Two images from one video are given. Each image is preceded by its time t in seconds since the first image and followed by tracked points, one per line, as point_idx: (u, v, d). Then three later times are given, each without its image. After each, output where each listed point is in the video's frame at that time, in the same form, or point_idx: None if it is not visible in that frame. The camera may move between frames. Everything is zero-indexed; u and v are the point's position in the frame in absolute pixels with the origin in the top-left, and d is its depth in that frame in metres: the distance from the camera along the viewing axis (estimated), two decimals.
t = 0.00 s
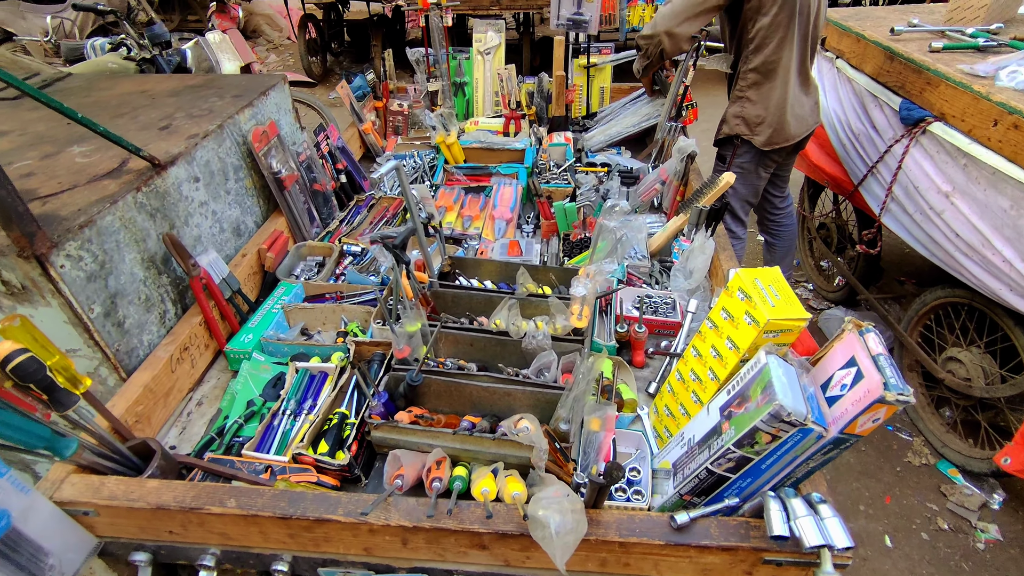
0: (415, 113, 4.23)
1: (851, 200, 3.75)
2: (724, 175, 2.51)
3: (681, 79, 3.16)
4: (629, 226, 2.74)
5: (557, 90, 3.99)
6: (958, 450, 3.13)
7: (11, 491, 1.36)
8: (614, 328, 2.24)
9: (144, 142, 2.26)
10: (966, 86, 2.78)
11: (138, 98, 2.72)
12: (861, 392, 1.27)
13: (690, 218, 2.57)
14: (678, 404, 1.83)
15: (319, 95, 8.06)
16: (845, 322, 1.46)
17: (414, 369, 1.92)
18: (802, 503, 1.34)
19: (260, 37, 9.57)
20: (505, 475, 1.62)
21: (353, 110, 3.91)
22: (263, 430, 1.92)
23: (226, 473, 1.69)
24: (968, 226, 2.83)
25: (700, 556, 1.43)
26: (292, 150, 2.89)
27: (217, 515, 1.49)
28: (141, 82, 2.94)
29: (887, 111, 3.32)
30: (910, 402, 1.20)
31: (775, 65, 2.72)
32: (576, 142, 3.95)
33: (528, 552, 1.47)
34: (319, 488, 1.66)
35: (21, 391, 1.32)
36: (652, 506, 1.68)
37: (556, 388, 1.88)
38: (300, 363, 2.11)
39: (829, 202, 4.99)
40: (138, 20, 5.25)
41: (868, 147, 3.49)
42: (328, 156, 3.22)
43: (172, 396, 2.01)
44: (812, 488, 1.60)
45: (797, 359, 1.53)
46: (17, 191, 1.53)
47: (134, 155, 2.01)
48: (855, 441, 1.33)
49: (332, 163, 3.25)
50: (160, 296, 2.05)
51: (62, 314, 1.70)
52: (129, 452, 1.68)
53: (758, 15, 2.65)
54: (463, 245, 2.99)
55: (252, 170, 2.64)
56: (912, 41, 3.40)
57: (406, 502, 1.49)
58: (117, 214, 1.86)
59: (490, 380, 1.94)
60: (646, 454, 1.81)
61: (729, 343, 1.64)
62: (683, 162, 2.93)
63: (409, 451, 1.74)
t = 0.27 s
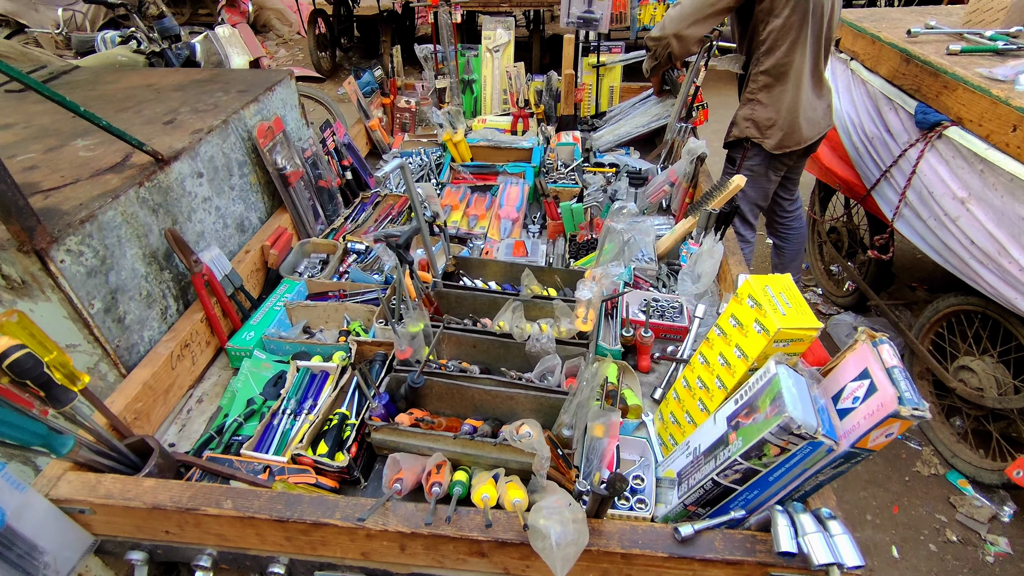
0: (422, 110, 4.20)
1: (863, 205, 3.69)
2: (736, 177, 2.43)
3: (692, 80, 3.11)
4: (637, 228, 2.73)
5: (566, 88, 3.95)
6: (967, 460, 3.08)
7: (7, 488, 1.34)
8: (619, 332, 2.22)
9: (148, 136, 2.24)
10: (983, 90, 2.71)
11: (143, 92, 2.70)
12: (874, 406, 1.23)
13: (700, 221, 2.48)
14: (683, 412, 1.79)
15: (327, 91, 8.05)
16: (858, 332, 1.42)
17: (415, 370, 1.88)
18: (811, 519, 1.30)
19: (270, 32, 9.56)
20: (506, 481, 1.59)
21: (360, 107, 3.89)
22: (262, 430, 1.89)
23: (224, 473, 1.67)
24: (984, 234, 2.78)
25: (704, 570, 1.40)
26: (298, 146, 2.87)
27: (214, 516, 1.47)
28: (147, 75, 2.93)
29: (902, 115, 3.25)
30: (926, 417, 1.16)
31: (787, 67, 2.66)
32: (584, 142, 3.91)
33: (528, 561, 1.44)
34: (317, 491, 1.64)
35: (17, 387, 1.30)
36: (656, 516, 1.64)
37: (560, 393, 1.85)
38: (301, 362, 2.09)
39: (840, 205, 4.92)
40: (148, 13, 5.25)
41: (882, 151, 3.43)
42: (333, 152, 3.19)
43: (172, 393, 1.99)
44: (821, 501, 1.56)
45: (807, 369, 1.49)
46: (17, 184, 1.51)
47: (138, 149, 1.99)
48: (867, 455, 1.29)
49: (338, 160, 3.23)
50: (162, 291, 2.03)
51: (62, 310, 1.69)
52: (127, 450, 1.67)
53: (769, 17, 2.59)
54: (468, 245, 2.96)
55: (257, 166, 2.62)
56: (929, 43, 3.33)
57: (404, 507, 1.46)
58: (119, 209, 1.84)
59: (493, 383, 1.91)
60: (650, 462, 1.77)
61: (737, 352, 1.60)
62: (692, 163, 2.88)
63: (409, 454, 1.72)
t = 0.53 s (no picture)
0: (428, 108, 4.18)
1: (871, 208, 3.65)
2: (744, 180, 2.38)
3: (699, 79, 3.07)
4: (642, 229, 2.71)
5: (572, 87, 3.92)
6: (974, 467, 3.05)
7: (4, 484, 1.34)
8: (624, 334, 2.18)
9: (151, 131, 2.23)
10: (996, 93, 2.67)
11: (147, 87, 2.69)
12: (883, 414, 1.20)
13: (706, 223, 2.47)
14: (687, 416, 1.77)
15: (333, 88, 8.03)
16: (867, 338, 1.39)
17: (417, 370, 1.87)
18: (817, 528, 1.27)
19: (277, 29, 9.56)
20: (507, 484, 1.57)
21: (365, 104, 3.87)
22: (262, 428, 1.88)
23: (222, 471, 1.66)
24: (994, 239, 2.74)
25: None
26: (302, 143, 2.85)
27: (211, 516, 1.46)
28: (151, 70, 2.92)
29: (912, 118, 3.21)
30: (936, 427, 1.13)
31: (795, 69, 2.63)
32: (590, 142, 3.88)
33: (528, 566, 1.42)
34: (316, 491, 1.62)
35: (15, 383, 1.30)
36: (658, 521, 1.62)
37: (563, 395, 1.83)
38: (302, 361, 2.08)
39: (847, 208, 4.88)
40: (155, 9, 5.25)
41: (891, 154, 3.39)
42: (338, 150, 3.18)
43: (173, 390, 1.99)
44: (827, 509, 1.53)
45: (813, 375, 1.46)
46: (17, 178, 1.50)
47: (140, 145, 1.98)
48: (875, 464, 1.26)
49: (342, 157, 3.22)
50: (163, 288, 2.02)
51: (63, 305, 1.68)
52: (126, 447, 1.66)
53: (778, 18, 2.56)
54: (472, 244, 2.94)
55: (261, 162, 2.61)
56: (941, 44, 3.29)
57: (404, 509, 1.44)
58: (121, 204, 1.83)
59: (494, 384, 1.89)
60: (653, 467, 1.76)
61: (743, 356, 1.58)
62: (699, 164, 2.86)
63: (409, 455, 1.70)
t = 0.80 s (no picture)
0: (432, 110, 4.21)
1: (873, 211, 3.67)
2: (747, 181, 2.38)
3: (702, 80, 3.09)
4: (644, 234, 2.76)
5: (576, 90, 3.94)
6: (974, 470, 3.06)
7: (17, 478, 1.35)
8: (627, 334, 2.20)
9: (160, 132, 2.26)
10: (998, 98, 2.68)
11: (156, 88, 2.72)
12: (884, 413, 1.22)
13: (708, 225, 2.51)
14: (690, 415, 1.79)
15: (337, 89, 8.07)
16: (868, 339, 1.41)
17: (422, 369, 1.89)
18: (818, 525, 1.29)
19: (282, 30, 9.61)
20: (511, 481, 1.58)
21: (370, 105, 3.90)
22: (269, 425, 1.90)
23: (230, 467, 1.69)
24: (995, 242, 2.76)
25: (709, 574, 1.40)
26: (308, 144, 2.88)
27: (220, 510, 1.48)
28: (160, 71, 2.95)
29: (914, 121, 3.23)
30: (936, 426, 1.15)
31: (797, 72, 2.65)
32: (593, 144, 3.90)
33: (532, 561, 1.44)
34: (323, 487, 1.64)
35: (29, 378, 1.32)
36: (661, 519, 1.64)
37: (566, 394, 1.84)
38: (308, 359, 2.09)
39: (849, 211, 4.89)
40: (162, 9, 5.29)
41: (893, 157, 3.40)
42: (343, 151, 3.21)
43: (181, 387, 2.01)
44: (828, 507, 1.55)
45: (815, 375, 1.48)
46: (31, 178, 1.52)
47: (150, 145, 2.01)
48: (876, 462, 1.28)
49: (347, 158, 3.24)
50: (172, 286, 2.05)
51: (74, 302, 1.71)
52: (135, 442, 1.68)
53: (780, 21, 2.59)
54: (476, 245, 2.96)
55: (268, 163, 2.64)
56: (943, 49, 3.31)
57: (410, 505, 1.46)
58: (131, 203, 1.86)
59: (499, 383, 1.91)
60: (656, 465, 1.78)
61: (745, 356, 1.60)
62: (702, 167, 2.88)
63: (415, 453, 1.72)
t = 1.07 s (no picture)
0: (437, 115, 4.26)
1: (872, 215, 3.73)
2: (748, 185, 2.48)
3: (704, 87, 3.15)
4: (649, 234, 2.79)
5: (579, 95, 4.00)
6: (974, 470, 3.11)
7: (45, 471, 1.38)
8: (632, 334, 2.25)
9: (175, 136, 2.31)
10: (994, 103, 2.72)
11: (168, 94, 2.78)
12: (884, 407, 1.27)
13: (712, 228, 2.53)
14: (695, 412, 1.84)
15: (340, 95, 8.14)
16: (869, 335, 1.45)
17: (433, 368, 1.94)
18: (821, 514, 1.35)
19: (285, 36, 9.69)
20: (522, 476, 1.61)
21: (376, 110, 3.96)
22: (283, 422, 1.94)
23: (248, 462, 1.73)
24: (992, 245, 2.81)
25: (715, 564, 1.44)
26: (318, 148, 2.94)
27: (240, 503, 1.52)
28: (171, 77, 3.01)
29: (912, 127, 3.29)
30: (935, 418, 1.19)
31: (795, 78, 2.72)
32: (596, 148, 3.96)
33: (543, 552, 1.48)
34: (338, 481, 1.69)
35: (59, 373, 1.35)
36: (668, 513, 1.68)
37: (574, 392, 1.89)
38: (320, 358, 2.14)
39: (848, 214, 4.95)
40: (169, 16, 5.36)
41: (891, 162, 3.46)
42: (351, 155, 3.26)
43: (196, 385, 2.06)
44: (830, 500, 1.60)
45: (819, 370, 1.52)
46: (57, 180, 1.57)
47: (167, 149, 2.06)
48: (877, 455, 1.33)
49: (355, 162, 3.29)
50: (187, 287, 2.09)
51: (96, 302, 1.76)
52: (154, 438, 1.72)
53: (778, 29, 2.65)
54: (482, 247, 3.00)
55: (278, 167, 2.69)
56: (940, 55, 3.37)
57: (424, 498, 1.51)
58: (150, 206, 1.91)
59: (508, 381, 1.96)
60: (661, 461, 1.82)
61: (750, 353, 1.64)
62: (704, 171, 2.93)
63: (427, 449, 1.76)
